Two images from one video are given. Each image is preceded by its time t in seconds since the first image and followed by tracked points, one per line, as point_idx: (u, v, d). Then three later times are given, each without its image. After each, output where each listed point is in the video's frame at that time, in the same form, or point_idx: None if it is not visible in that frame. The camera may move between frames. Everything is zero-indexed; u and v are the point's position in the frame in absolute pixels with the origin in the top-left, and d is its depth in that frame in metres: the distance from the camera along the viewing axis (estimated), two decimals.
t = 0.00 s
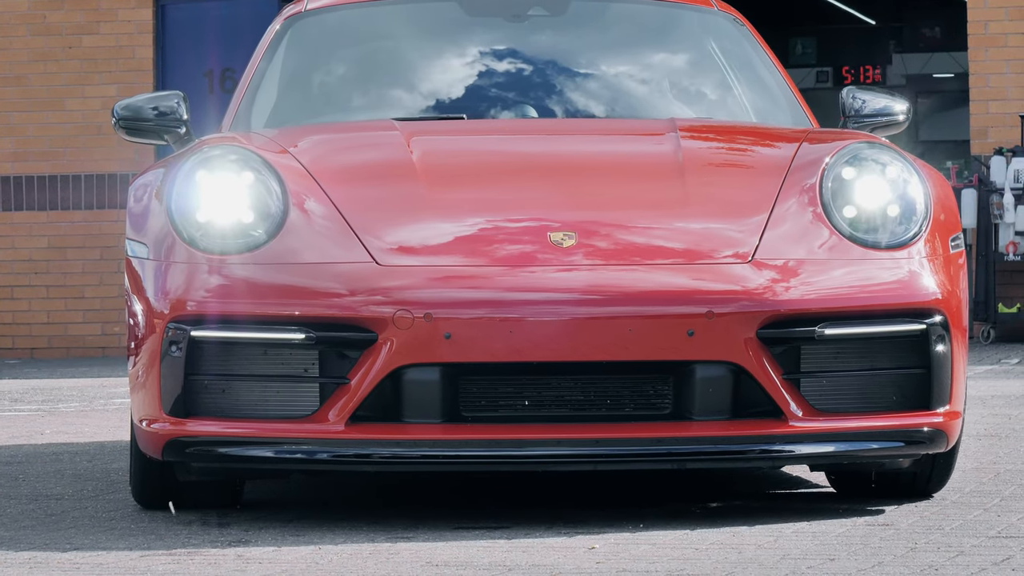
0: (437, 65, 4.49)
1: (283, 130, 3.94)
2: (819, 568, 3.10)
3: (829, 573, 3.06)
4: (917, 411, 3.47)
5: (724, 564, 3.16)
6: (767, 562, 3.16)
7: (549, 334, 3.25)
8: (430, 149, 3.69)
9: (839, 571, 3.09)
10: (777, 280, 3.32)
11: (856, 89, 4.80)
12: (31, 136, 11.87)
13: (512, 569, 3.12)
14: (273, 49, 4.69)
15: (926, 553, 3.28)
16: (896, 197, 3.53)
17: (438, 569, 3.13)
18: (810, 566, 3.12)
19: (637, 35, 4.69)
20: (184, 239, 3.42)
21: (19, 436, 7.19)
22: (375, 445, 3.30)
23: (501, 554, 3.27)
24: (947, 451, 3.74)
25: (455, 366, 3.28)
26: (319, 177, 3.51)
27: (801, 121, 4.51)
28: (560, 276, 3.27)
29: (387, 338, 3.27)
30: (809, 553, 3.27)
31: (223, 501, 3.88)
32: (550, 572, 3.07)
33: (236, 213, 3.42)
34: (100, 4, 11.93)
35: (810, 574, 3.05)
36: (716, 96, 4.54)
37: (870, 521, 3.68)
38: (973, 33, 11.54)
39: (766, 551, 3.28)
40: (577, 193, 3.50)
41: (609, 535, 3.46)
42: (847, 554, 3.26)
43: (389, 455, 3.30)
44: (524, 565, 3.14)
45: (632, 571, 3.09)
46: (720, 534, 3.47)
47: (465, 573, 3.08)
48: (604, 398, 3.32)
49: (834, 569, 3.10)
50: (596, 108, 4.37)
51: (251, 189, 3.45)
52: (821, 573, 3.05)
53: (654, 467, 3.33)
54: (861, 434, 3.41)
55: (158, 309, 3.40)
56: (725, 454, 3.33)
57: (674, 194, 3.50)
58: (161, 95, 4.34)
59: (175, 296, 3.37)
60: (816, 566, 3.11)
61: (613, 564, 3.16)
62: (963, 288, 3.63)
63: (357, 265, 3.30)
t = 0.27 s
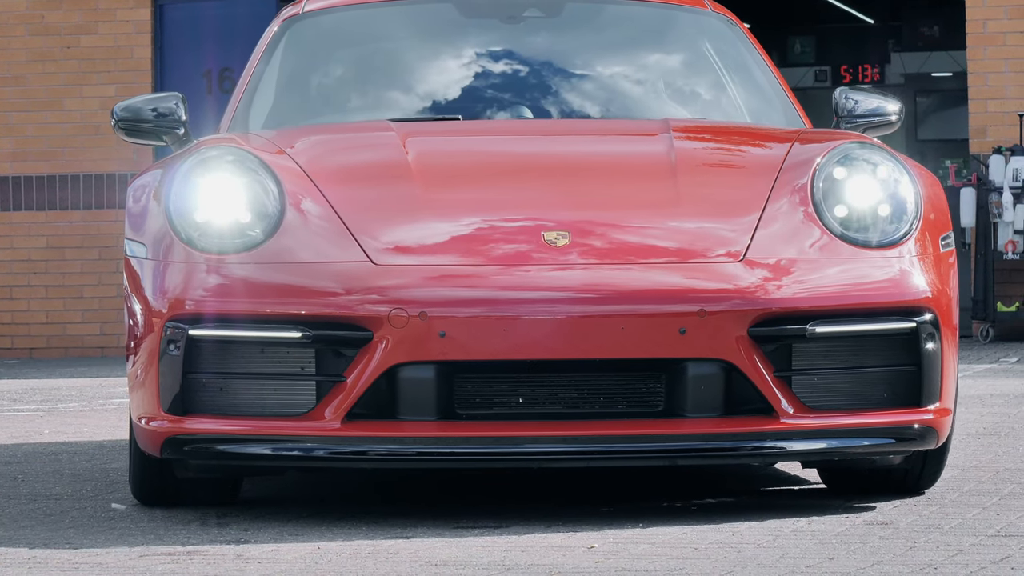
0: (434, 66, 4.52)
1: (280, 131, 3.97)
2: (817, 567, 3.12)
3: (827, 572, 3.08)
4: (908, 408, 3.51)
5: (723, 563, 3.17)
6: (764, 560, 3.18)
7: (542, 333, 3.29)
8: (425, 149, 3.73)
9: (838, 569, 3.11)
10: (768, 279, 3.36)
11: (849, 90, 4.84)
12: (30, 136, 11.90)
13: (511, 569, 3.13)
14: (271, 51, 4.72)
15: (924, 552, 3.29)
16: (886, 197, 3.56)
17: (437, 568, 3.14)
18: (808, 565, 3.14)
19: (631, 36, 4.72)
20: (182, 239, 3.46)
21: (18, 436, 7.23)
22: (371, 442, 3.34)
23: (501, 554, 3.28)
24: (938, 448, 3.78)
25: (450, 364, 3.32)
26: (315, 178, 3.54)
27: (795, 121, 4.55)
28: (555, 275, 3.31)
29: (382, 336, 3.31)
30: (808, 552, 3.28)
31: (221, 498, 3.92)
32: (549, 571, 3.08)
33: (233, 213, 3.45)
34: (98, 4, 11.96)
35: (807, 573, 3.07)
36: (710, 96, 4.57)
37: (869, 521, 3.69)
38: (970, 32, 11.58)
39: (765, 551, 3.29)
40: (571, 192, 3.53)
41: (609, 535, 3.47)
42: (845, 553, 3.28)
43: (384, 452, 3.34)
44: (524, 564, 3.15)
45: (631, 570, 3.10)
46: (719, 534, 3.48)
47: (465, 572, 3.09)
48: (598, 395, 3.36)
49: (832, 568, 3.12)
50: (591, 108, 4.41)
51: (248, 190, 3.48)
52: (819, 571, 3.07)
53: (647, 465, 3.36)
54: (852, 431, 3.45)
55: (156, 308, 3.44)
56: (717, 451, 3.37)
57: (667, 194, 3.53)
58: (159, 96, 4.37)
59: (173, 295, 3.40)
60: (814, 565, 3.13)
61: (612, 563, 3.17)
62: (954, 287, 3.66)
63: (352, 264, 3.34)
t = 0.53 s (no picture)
0: (432, 67, 4.56)
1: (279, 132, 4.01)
2: (817, 566, 3.11)
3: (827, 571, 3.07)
4: (899, 405, 3.54)
5: (722, 563, 3.17)
6: (764, 560, 3.17)
7: (537, 331, 3.33)
8: (422, 150, 3.77)
9: (838, 568, 3.10)
10: (760, 278, 3.40)
11: (842, 92, 4.88)
12: (29, 136, 11.94)
13: (511, 568, 3.12)
14: (270, 52, 4.76)
15: (925, 551, 3.28)
16: (878, 197, 3.60)
17: (438, 568, 3.13)
18: (808, 564, 3.13)
19: (628, 37, 4.76)
20: (181, 239, 3.50)
21: (19, 436, 7.26)
22: (367, 440, 3.38)
23: (501, 553, 3.27)
24: (930, 443, 3.81)
25: (445, 362, 3.36)
26: (313, 178, 3.58)
27: (790, 121, 4.58)
28: (550, 274, 3.34)
29: (378, 335, 3.34)
30: (807, 551, 3.27)
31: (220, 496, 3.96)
32: (550, 571, 3.08)
33: (232, 213, 3.49)
34: (98, 4, 12.00)
35: (808, 571, 3.06)
36: (706, 97, 4.61)
37: (868, 519, 3.69)
38: (970, 31, 11.62)
39: (765, 550, 3.28)
40: (566, 192, 3.57)
41: (609, 535, 3.47)
42: (846, 552, 3.27)
43: (381, 449, 3.37)
44: (524, 564, 3.14)
45: (631, 570, 3.09)
46: (719, 533, 3.49)
47: (464, 571, 3.08)
48: (591, 393, 3.40)
49: (833, 567, 3.11)
50: (587, 109, 4.44)
51: (246, 190, 3.52)
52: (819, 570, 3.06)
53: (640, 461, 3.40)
54: (843, 428, 3.48)
55: (155, 307, 3.48)
56: (710, 448, 3.40)
57: (661, 194, 3.57)
58: (159, 97, 4.40)
59: (172, 294, 3.44)
60: (813, 564, 3.12)
61: (612, 563, 3.16)
62: (945, 286, 3.70)
63: (349, 263, 3.37)
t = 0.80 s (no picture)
0: (428, 68, 4.59)
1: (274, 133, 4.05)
2: (814, 565, 3.14)
3: (824, 569, 3.10)
4: (888, 403, 3.58)
5: (720, 561, 3.19)
6: (761, 559, 3.19)
7: (529, 330, 3.37)
8: (417, 150, 3.80)
9: (835, 567, 3.12)
10: (751, 277, 3.43)
11: (835, 92, 4.92)
12: (27, 136, 11.97)
13: (509, 567, 3.15)
14: (267, 53, 4.80)
15: (921, 550, 3.30)
16: (868, 197, 3.64)
17: (435, 567, 3.15)
18: (806, 563, 3.15)
19: (622, 37, 4.80)
20: (178, 239, 3.53)
21: (17, 435, 7.29)
22: (362, 437, 3.41)
23: (499, 553, 3.29)
24: (920, 441, 3.85)
25: (438, 360, 3.39)
26: (307, 179, 3.61)
27: (783, 120, 4.62)
28: (544, 273, 3.38)
29: (372, 333, 3.38)
30: (804, 550, 3.29)
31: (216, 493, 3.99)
32: (546, 571, 3.09)
33: (227, 213, 3.52)
34: (95, 4, 12.03)
35: (806, 570, 3.08)
36: (699, 96, 4.65)
37: (867, 518, 3.70)
38: (968, 30, 11.66)
39: (763, 549, 3.30)
40: (559, 192, 3.60)
41: (607, 534, 3.48)
42: (842, 550, 3.30)
43: (375, 447, 3.41)
44: (521, 563, 3.16)
45: (628, 569, 3.11)
46: (716, 532, 3.50)
47: (462, 570, 3.11)
48: (583, 391, 3.44)
49: (830, 566, 3.13)
50: (582, 109, 4.48)
51: (241, 190, 3.55)
52: (817, 569, 3.09)
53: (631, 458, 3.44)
54: (833, 425, 3.52)
55: (152, 306, 3.51)
56: (701, 445, 3.44)
57: (653, 193, 3.61)
58: (158, 97, 4.43)
59: (169, 293, 3.48)
60: (811, 563, 3.14)
61: (610, 562, 3.18)
62: (934, 285, 3.74)
63: (344, 262, 3.41)
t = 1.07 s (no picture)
0: (424, 69, 4.63)
1: (271, 133, 4.08)
2: (813, 565, 3.15)
3: (823, 569, 3.11)
4: (877, 401, 3.62)
5: (718, 561, 3.20)
6: (760, 559, 3.20)
7: (522, 329, 3.40)
8: (412, 150, 3.83)
9: (833, 567, 3.13)
10: (741, 276, 3.47)
11: (828, 93, 4.96)
12: (25, 135, 12.00)
13: (506, 567, 3.16)
14: (265, 55, 4.83)
15: (921, 550, 3.31)
16: (858, 197, 3.67)
17: (433, 567, 3.17)
18: (804, 563, 3.16)
19: (617, 38, 4.83)
20: (175, 239, 3.57)
21: (16, 434, 7.33)
22: (356, 435, 3.45)
23: (497, 553, 3.30)
24: (910, 438, 3.89)
25: (431, 358, 3.43)
26: (303, 179, 3.64)
27: (776, 120, 4.66)
28: (539, 272, 3.42)
29: (366, 332, 3.41)
30: (804, 551, 3.30)
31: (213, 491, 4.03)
32: (543, 571, 3.10)
33: (224, 213, 3.56)
34: (94, 3, 12.06)
35: (806, 570, 3.10)
36: (694, 96, 4.68)
37: (864, 518, 3.71)
38: (966, 30, 11.69)
39: (761, 548, 3.31)
40: (552, 191, 3.64)
41: (605, 534, 3.49)
42: (843, 551, 3.30)
43: (369, 444, 3.44)
44: (519, 562, 3.18)
45: (626, 569, 3.12)
46: (714, 532, 3.51)
47: (460, 570, 3.12)
48: (575, 389, 3.48)
49: (828, 566, 3.14)
50: (577, 110, 4.51)
51: (237, 191, 3.59)
52: (816, 569, 3.10)
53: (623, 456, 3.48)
54: (822, 423, 3.56)
55: (149, 306, 3.55)
56: (692, 443, 3.48)
57: (645, 193, 3.64)
58: (156, 99, 4.47)
59: (165, 293, 3.51)
60: (809, 563, 3.15)
61: (608, 561, 3.20)
62: (924, 284, 3.78)
63: (338, 262, 3.44)
